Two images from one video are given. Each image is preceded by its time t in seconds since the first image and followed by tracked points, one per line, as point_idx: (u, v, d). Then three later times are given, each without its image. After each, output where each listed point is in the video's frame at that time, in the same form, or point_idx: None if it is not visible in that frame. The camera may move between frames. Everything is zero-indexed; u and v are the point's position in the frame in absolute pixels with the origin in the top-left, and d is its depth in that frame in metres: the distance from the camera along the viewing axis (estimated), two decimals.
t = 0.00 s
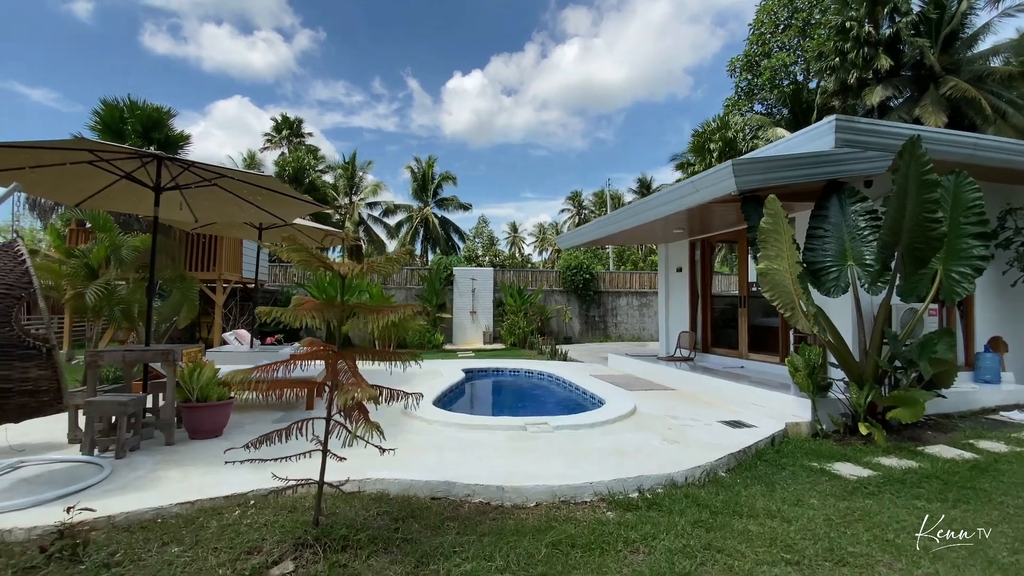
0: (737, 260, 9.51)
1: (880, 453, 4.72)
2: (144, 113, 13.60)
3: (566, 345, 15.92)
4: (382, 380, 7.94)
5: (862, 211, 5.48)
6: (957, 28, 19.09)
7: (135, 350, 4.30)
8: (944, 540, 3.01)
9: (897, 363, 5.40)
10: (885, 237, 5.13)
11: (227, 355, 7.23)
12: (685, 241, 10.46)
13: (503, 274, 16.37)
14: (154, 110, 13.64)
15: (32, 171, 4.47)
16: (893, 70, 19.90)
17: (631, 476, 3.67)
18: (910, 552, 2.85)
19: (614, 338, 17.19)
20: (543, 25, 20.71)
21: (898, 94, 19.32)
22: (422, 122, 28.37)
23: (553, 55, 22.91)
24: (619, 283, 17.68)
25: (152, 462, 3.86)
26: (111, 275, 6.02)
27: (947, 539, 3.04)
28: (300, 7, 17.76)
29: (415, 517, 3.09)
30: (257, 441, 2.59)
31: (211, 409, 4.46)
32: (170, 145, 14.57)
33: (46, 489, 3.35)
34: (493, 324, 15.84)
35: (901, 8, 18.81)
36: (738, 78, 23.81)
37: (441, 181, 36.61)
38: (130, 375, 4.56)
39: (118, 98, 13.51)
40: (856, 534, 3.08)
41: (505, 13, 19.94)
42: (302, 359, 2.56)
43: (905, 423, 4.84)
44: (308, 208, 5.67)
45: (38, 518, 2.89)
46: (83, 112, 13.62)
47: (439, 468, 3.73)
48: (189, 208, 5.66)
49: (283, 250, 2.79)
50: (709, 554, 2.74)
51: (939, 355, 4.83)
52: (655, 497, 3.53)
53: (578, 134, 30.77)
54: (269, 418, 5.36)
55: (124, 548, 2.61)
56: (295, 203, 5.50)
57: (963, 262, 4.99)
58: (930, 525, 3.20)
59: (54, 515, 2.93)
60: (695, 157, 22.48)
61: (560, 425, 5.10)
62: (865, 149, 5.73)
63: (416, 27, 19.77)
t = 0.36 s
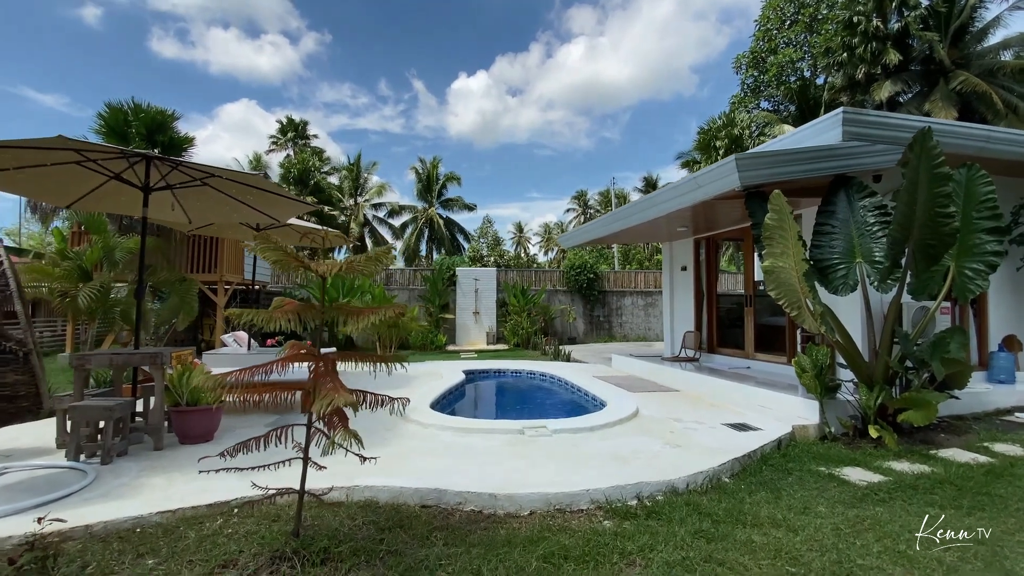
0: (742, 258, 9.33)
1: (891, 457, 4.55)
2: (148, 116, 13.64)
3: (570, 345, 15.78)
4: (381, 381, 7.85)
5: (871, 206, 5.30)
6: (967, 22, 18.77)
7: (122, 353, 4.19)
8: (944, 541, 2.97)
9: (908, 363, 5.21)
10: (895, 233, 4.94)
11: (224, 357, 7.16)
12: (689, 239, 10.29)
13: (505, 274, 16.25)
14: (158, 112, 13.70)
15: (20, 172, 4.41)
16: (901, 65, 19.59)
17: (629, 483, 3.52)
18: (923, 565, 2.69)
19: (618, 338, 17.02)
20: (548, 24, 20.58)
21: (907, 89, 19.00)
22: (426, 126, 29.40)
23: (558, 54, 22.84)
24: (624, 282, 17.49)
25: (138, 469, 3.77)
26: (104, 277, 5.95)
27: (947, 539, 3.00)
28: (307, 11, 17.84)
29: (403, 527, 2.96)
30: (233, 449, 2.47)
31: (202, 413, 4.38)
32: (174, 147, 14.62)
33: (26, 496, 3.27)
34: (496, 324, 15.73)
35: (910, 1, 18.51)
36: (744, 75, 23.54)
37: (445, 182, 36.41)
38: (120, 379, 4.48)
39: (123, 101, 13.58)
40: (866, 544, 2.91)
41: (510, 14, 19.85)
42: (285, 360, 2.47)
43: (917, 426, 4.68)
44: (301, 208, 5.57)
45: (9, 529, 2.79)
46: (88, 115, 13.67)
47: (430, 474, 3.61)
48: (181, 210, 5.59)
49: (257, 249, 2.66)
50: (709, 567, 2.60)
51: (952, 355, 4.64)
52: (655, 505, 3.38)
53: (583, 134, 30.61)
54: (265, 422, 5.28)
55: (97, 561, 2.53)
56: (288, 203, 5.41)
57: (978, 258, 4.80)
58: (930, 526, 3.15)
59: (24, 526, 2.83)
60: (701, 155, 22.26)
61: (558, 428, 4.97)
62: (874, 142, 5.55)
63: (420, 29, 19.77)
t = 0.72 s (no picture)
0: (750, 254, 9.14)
1: (904, 460, 4.36)
2: (156, 119, 13.77)
3: (576, 344, 15.64)
4: (382, 382, 7.80)
5: (881, 199, 5.12)
6: (983, 10, 18.24)
7: (114, 355, 4.15)
8: (943, 542, 2.93)
9: (922, 361, 5.01)
10: (906, 226, 4.74)
11: (225, 358, 7.14)
12: (695, 235, 10.12)
13: (511, 273, 16.13)
14: (166, 116, 13.83)
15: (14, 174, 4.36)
16: (916, 55, 19.11)
17: (626, 488, 3.40)
18: None
19: (626, 337, 16.84)
20: (555, 22, 20.38)
21: (921, 80, 18.54)
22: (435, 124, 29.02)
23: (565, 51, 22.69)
24: (631, 280, 17.25)
25: (127, 472, 3.71)
26: (102, 279, 5.90)
27: (947, 542, 2.95)
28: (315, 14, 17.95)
29: (388, 535, 2.87)
30: (209, 455, 2.38)
31: (194, 416, 4.33)
32: (182, 150, 14.74)
33: (14, 499, 3.23)
34: (502, 324, 15.63)
35: None
36: (754, 68, 23.15)
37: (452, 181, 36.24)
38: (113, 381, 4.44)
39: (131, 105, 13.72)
40: (875, 554, 2.76)
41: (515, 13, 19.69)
42: (265, 362, 2.39)
43: (930, 428, 4.50)
44: (295, 207, 5.50)
45: None
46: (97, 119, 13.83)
47: (420, 479, 3.52)
48: (176, 211, 5.54)
49: (228, 248, 2.56)
50: None
51: (968, 354, 4.45)
52: (653, 511, 3.25)
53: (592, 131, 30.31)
54: (260, 425, 5.22)
55: (73, 568, 2.45)
56: (281, 203, 5.35)
57: (995, 252, 4.59)
58: (930, 528, 3.12)
59: (4, 532, 2.76)
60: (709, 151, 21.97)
61: (557, 430, 4.85)
62: (884, 132, 5.35)
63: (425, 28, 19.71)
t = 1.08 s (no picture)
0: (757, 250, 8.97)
1: (913, 461, 4.21)
2: (164, 120, 13.93)
3: (582, 342, 15.55)
4: (384, 381, 7.77)
5: (891, 191, 4.96)
6: None
7: (108, 354, 4.16)
8: (943, 543, 2.86)
9: (933, 359, 4.85)
10: (916, 219, 4.58)
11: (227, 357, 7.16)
12: (702, 231, 9.95)
13: (516, 270, 16.06)
14: (174, 117, 13.98)
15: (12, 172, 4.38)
16: (930, 46, 18.66)
17: (622, 489, 3.31)
18: None
19: (633, 334, 16.69)
20: (564, 18, 20.17)
21: (936, 72, 18.10)
22: (445, 124, 30.18)
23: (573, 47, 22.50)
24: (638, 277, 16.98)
25: (119, 472, 3.71)
26: (103, 279, 5.93)
27: (947, 542, 2.89)
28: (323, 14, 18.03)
29: (376, 538, 2.81)
30: (187, 458, 2.32)
31: (189, 417, 4.31)
32: (191, 150, 14.90)
33: (5, 499, 3.23)
34: (508, 322, 15.58)
35: None
36: (764, 61, 22.77)
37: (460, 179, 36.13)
38: (109, 381, 4.44)
39: (141, 106, 13.88)
40: (877, 560, 2.64)
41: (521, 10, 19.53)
42: (246, 361, 2.35)
43: (942, 428, 4.34)
44: (291, 206, 5.49)
45: None
46: (108, 121, 14.03)
47: (411, 479, 3.46)
48: (173, 211, 5.54)
49: (202, 245, 2.50)
50: None
51: (981, 351, 4.29)
52: (649, 514, 3.16)
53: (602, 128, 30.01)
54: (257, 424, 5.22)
55: (54, 570, 2.43)
56: (276, 201, 5.30)
57: (1009, 245, 4.41)
58: (930, 528, 3.05)
59: None
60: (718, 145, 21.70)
61: (555, 430, 4.76)
62: (894, 123, 5.17)
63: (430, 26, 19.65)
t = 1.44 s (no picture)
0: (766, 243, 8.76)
1: (922, 461, 4.06)
2: (174, 118, 14.11)
3: (590, 337, 15.43)
4: (386, 376, 7.74)
5: (901, 180, 4.77)
6: None
7: (101, 350, 4.20)
8: (942, 543, 2.76)
9: (945, 355, 4.67)
10: (926, 210, 4.40)
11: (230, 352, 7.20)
12: (710, 224, 9.75)
13: (524, 266, 15.96)
14: (184, 115, 14.12)
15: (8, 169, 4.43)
16: (949, 34, 18.12)
17: (613, 489, 3.21)
18: None
19: (642, 330, 16.50)
20: (575, 10, 19.85)
21: (956, 59, 17.54)
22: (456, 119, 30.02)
23: (585, 40, 22.16)
24: (644, 271, 16.69)
25: (111, 468, 3.74)
26: (105, 275, 5.98)
27: (946, 542, 2.79)
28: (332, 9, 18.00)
29: (358, 537, 2.77)
30: (161, 455, 2.31)
31: (182, 414, 4.31)
32: (202, 149, 15.05)
33: None
34: (515, 317, 15.52)
35: None
36: (779, 51, 22.25)
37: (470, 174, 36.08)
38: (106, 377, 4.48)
39: (152, 105, 14.05)
40: (876, 566, 2.52)
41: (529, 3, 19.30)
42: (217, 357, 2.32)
43: (951, 426, 4.17)
44: (284, 200, 5.50)
45: None
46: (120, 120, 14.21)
47: (400, 477, 3.40)
48: (170, 207, 5.55)
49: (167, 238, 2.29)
50: None
51: (993, 347, 4.11)
52: (640, 515, 3.06)
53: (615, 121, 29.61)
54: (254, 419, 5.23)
55: (31, 568, 2.43)
56: (270, 195, 5.28)
57: None
58: (929, 528, 2.94)
59: None
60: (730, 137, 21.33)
61: (551, 427, 4.67)
62: (905, 109, 4.97)
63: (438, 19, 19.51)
